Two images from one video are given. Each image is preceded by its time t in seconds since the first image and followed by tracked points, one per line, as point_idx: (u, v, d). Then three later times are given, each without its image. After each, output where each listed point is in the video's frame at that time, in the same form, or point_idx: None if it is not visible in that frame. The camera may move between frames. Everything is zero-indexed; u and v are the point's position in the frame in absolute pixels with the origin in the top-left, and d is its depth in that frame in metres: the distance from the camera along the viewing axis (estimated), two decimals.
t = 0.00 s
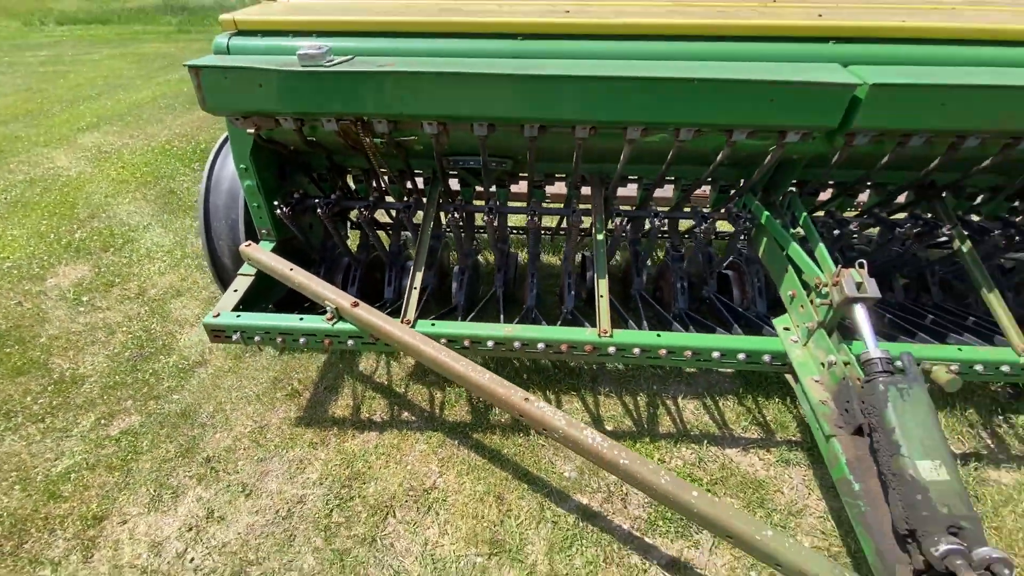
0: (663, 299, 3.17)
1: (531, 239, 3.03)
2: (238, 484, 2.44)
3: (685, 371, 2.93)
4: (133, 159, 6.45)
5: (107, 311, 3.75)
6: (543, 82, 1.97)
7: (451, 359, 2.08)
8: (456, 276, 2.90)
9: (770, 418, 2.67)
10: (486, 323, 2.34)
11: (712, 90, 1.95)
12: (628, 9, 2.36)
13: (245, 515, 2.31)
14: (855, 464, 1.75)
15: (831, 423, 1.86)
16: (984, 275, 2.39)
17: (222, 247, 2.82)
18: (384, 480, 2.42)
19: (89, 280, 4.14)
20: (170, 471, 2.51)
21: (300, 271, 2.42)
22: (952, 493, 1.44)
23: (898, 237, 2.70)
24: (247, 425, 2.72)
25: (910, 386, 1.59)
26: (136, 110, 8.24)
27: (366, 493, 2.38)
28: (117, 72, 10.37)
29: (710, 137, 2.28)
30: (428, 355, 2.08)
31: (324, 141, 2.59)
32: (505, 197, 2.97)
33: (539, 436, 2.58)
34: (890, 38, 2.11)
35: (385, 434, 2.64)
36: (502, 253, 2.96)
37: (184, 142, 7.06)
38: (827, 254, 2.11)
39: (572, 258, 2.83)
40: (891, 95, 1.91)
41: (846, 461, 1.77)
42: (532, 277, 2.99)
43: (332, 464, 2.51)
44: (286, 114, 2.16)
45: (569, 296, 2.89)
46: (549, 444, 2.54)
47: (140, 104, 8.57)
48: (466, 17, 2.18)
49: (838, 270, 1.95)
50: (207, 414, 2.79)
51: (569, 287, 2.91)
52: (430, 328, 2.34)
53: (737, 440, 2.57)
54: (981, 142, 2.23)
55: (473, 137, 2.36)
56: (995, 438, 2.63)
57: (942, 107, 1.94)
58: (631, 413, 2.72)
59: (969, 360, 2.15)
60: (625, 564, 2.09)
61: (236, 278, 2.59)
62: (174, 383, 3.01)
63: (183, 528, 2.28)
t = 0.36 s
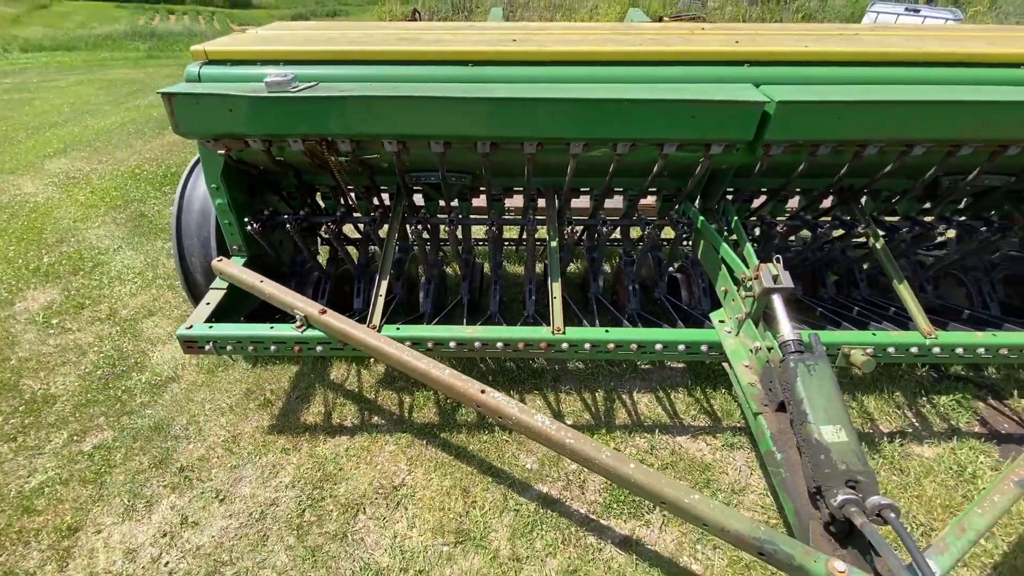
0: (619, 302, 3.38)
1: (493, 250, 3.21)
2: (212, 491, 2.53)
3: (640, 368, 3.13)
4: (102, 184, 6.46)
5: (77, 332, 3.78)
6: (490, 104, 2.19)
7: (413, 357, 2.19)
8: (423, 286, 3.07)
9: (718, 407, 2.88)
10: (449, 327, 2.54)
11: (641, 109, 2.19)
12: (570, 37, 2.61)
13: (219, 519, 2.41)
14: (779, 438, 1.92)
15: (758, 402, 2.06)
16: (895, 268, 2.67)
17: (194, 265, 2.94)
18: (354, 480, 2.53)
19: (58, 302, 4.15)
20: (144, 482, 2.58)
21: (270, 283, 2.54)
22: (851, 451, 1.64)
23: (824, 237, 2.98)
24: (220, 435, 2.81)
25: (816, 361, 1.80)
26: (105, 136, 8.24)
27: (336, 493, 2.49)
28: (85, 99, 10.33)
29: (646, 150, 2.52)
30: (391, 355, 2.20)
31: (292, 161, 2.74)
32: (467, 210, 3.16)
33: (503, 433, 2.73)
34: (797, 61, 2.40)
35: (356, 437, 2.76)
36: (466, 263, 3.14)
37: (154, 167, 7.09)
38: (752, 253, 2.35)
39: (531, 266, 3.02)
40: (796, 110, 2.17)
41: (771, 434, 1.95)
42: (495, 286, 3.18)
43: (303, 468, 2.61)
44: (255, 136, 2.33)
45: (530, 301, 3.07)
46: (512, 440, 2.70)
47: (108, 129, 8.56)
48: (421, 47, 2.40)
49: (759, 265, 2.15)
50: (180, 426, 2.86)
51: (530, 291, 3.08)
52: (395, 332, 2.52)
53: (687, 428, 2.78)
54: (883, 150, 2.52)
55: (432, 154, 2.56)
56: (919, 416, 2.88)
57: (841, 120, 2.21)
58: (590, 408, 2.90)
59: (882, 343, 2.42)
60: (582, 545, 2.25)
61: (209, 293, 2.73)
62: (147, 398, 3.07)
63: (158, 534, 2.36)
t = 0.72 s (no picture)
0: (590, 308, 3.46)
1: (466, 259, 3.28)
2: (182, 503, 2.53)
3: (610, 373, 3.20)
4: (76, 200, 6.40)
5: (48, 348, 3.74)
6: (453, 117, 2.27)
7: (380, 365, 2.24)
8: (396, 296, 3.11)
9: (685, 408, 2.96)
10: (418, 335, 2.60)
11: (599, 122, 2.29)
12: (534, 54, 2.72)
13: (189, 532, 2.41)
14: (734, 435, 1.95)
15: (715, 400, 2.10)
16: (848, 271, 2.79)
17: (165, 278, 2.96)
18: (326, 490, 2.55)
19: (29, 319, 4.10)
20: (112, 497, 2.57)
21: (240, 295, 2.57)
22: (795, 443, 1.72)
23: (783, 242, 3.10)
24: (192, 448, 2.81)
25: (763, 358, 1.89)
26: (81, 153, 8.17)
27: (307, 503, 2.50)
28: (62, 115, 10.24)
29: (607, 161, 2.62)
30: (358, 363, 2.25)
31: (262, 174, 2.79)
32: (439, 221, 3.20)
33: (475, 439, 2.77)
34: (746, 76, 2.54)
35: (328, 447, 2.78)
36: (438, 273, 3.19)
37: (131, 183, 7.05)
38: (709, 257, 2.44)
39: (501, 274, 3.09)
40: (744, 121, 2.29)
41: (726, 431, 1.98)
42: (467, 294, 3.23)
43: (275, 478, 2.62)
44: (224, 150, 2.38)
45: (501, 308, 3.12)
46: (484, 445, 2.74)
47: (85, 146, 8.49)
48: (387, 64, 2.49)
49: (712, 269, 2.23)
50: (151, 440, 2.86)
51: (501, 299, 3.14)
52: (365, 341, 2.58)
53: (655, 429, 2.85)
54: (830, 158, 2.65)
55: (400, 167, 2.63)
56: (877, 413, 2.98)
57: (787, 130, 2.33)
58: (561, 412, 2.95)
59: (835, 342, 2.54)
60: (549, 546, 2.30)
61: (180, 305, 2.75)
62: (117, 412, 3.05)
63: (126, 549, 2.36)
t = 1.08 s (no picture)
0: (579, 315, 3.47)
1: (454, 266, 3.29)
2: (167, 514, 2.51)
3: (599, 378, 3.21)
4: (66, 209, 6.37)
5: (34, 358, 3.71)
6: (438, 126, 2.29)
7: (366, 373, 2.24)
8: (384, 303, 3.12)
9: (672, 413, 2.97)
10: (405, 342, 2.61)
11: (581, 130, 2.31)
12: (519, 63, 2.75)
13: (173, 542, 2.39)
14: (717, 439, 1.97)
15: (699, 405, 2.12)
16: (831, 276, 2.82)
17: (152, 287, 2.96)
18: (312, 499, 2.54)
19: (16, 328, 4.07)
20: (96, 508, 2.55)
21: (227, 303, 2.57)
22: (775, 447, 1.73)
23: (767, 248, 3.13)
24: (178, 457, 2.79)
25: (744, 362, 1.91)
26: (72, 161, 8.14)
27: (293, 512, 2.49)
28: (54, 123, 10.21)
29: (592, 168, 2.65)
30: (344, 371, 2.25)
31: (249, 183, 2.80)
32: (427, 228, 3.21)
33: (463, 446, 2.77)
34: (726, 84, 2.58)
35: (316, 455, 2.77)
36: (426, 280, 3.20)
37: (121, 191, 7.03)
38: (693, 263, 2.47)
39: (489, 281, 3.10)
40: (724, 129, 2.33)
41: (709, 435, 1.99)
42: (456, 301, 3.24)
43: (261, 487, 2.61)
44: (210, 159, 2.39)
45: (490, 315, 3.13)
46: (471, 452, 2.74)
47: (76, 154, 8.46)
48: (373, 74, 2.51)
49: (695, 275, 2.25)
50: (137, 450, 2.84)
51: (489, 306, 3.15)
52: (352, 348, 2.58)
53: (642, 435, 2.86)
54: (811, 165, 2.69)
55: (386, 175, 2.65)
56: (862, 416, 3.01)
57: (767, 138, 2.37)
58: (549, 419, 2.96)
59: (818, 346, 2.57)
60: (536, 552, 2.30)
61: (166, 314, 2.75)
62: (103, 422, 3.03)
63: (110, 560, 2.34)
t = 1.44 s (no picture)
0: (577, 319, 3.46)
1: (453, 271, 3.28)
2: (163, 520, 2.49)
3: (598, 383, 3.20)
4: (65, 214, 6.37)
5: (32, 363, 3.70)
6: (436, 131, 2.29)
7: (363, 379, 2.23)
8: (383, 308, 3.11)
9: (671, 419, 2.96)
10: (403, 347, 2.60)
11: (579, 135, 2.31)
12: (518, 69, 2.76)
13: (170, 549, 2.38)
14: (715, 445, 1.95)
15: (697, 411, 2.10)
16: (830, 280, 2.81)
17: (149, 291, 2.95)
18: (309, 505, 2.53)
19: (13, 333, 4.06)
20: (92, 514, 2.53)
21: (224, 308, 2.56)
22: (775, 453, 1.72)
23: (766, 252, 3.12)
24: (175, 463, 2.78)
25: (742, 368, 1.90)
26: (72, 166, 8.15)
27: (290, 518, 2.47)
28: (54, 128, 10.22)
29: (590, 173, 2.65)
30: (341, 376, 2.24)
31: (247, 188, 2.80)
32: (426, 233, 3.20)
33: (461, 451, 2.76)
34: (723, 89, 2.59)
35: (314, 461, 2.76)
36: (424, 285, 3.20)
37: (120, 196, 7.04)
38: (691, 268, 2.46)
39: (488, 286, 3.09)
40: (722, 134, 2.33)
41: (707, 441, 1.98)
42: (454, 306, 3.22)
43: (258, 494, 2.60)
44: (208, 164, 2.39)
45: (489, 320, 3.12)
46: (469, 458, 2.73)
47: (75, 159, 8.47)
48: (371, 79, 2.51)
49: (693, 279, 2.24)
50: (133, 456, 2.82)
51: (488, 311, 3.14)
52: (349, 353, 2.57)
53: (641, 440, 2.85)
54: (809, 169, 2.69)
55: (384, 180, 2.65)
56: (862, 421, 3.00)
57: (765, 142, 2.37)
58: (548, 424, 2.95)
59: (817, 351, 2.56)
60: (534, 559, 2.29)
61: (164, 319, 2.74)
62: (100, 428, 3.02)
63: (105, 568, 2.32)
